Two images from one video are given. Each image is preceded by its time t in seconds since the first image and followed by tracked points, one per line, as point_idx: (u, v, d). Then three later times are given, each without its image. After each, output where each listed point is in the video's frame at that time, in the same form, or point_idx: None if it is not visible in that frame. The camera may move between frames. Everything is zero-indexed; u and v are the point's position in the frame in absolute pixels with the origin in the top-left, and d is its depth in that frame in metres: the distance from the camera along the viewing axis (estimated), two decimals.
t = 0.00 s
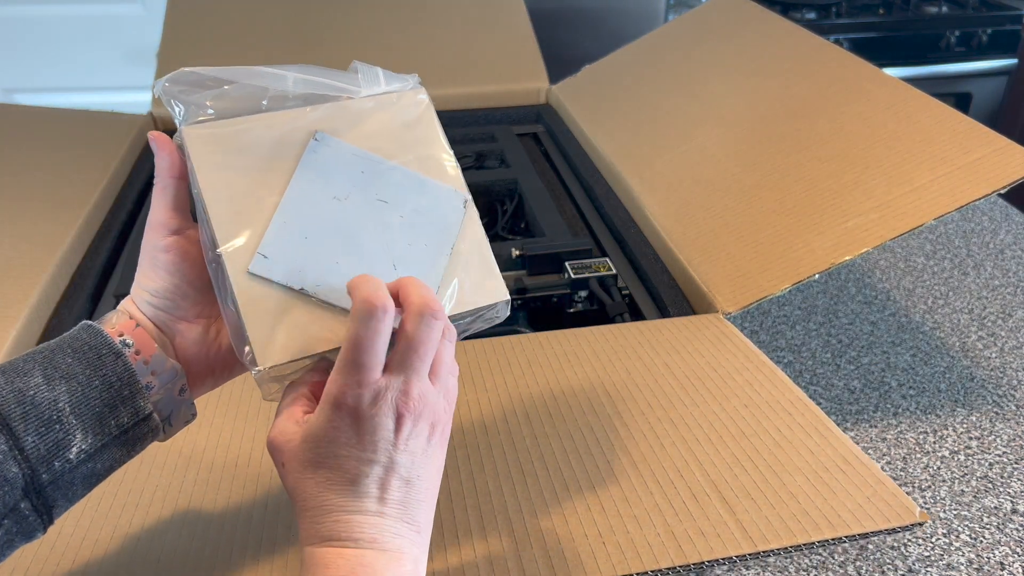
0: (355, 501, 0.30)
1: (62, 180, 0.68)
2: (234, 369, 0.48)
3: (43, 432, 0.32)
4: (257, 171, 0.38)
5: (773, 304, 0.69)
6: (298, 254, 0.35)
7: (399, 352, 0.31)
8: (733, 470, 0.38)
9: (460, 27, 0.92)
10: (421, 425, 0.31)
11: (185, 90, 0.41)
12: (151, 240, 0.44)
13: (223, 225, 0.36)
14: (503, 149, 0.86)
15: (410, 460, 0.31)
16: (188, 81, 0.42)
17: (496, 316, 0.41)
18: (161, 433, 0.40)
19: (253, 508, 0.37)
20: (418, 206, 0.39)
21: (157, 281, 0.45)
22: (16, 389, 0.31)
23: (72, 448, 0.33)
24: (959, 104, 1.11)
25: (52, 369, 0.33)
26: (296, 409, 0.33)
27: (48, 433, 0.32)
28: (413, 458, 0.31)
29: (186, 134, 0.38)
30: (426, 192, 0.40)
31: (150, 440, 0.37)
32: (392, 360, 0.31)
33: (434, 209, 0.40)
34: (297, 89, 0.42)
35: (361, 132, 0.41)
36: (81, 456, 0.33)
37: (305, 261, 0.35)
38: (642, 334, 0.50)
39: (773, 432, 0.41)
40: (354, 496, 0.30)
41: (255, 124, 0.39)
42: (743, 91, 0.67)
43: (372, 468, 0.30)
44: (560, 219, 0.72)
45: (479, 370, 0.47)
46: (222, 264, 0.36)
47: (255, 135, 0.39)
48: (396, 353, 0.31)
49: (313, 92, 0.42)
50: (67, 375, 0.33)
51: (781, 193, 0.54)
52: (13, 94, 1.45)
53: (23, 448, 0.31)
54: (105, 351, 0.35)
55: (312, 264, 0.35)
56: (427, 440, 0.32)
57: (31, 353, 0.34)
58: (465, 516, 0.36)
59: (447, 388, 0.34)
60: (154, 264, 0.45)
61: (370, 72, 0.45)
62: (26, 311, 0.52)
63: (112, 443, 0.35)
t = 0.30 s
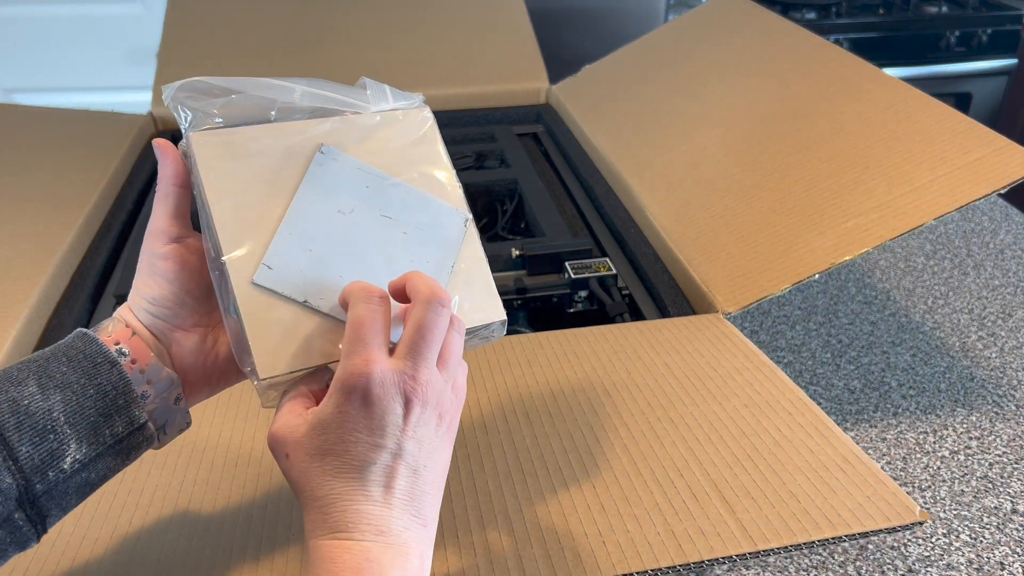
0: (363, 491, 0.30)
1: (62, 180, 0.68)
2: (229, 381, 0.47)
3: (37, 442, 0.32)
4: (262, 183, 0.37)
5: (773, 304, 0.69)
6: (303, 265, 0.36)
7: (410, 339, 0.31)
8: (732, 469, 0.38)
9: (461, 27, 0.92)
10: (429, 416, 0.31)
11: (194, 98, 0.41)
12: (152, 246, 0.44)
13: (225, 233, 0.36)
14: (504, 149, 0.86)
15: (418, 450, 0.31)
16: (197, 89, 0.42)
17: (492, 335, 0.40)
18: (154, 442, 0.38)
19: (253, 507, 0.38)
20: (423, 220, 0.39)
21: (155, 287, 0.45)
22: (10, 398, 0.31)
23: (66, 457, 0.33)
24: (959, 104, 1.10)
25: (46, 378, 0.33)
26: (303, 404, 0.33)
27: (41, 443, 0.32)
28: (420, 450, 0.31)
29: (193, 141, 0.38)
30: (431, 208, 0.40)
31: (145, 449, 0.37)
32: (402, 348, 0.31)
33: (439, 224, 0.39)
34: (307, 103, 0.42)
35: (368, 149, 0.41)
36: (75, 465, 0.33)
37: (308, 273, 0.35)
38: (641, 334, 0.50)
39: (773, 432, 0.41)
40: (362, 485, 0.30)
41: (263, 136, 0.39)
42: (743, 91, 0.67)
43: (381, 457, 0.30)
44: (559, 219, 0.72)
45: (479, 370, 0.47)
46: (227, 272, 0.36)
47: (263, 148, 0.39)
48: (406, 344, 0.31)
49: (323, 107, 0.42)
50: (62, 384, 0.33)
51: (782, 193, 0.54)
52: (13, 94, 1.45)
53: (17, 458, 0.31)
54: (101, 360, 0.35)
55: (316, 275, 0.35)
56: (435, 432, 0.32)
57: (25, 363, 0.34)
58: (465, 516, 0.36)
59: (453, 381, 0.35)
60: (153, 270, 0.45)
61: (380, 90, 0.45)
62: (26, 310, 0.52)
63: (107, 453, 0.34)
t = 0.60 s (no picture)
0: (368, 493, 0.30)
1: (62, 180, 0.68)
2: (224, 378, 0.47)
3: (27, 445, 0.32)
4: (261, 179, 0.37)
5: (773, 304, 0.69)
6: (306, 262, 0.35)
7: (417, 340, 0.31)
8: (732, 469, 0.38)
9: (461, 27, 0.92)
10: (433, 416, 0.31)
11: (187, 92, 0.40)
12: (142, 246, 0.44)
13: (227, 232, 0.35)
14: (504, 149, 0.86)
15: (423, 451, 0.31)
16: (192, 82, 0.41)
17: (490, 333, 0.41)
18: (148, 442, 0.39)
19: (252, 506, 0.38)
20: (421, 220, 0.39)
21: (146, 288, 0.44)
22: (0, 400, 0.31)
23: (58, 460, 0.33)
24: (959, 104, 1.09)
25: (37, 381, 0.33)
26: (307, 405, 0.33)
27: (31, 446, 0.32)
28: (425, 450, 0.31)
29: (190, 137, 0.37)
30: (429, 207, 0.40)
31: (138, 449, 0.37)
32: (408, 348, 0.31)
33: (437, 224, 0.40)
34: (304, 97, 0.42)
35: (369, 146, 0.41)
36: (67, 468, 0.33)
37: (311, 271, 0.35)
38: (640, 334, 0.50)
39: (773, 431, 0.41)
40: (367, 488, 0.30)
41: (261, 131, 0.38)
42: (743, 91, 0.67)
43: (386, 458, 0.30)
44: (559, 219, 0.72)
45: (479, 369, 0.47)
46: (228, 269, 0.35)
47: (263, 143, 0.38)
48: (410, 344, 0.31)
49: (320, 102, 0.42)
50: (53, 386, 0.33)
51: (782, 193, 0.54)
52: (13, 94, 1.45)
53: (7, 462, 0.31)
54: (92, 361, 0.35)
55: (320, 274, 0.35)
56: (440, 432, 0.32)
57: (16, 364, 0.34)
58: (465, 516, 0.36)
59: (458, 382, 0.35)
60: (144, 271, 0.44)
61: (376, 84, 0.45)
62: (26, 310, 0.52)
63: (100, 455, 0.34)
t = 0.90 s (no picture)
0: (368, 522, 0.29)
1: (62, 180, 0.68)
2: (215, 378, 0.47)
3: (15, 451, 0.32)
4: (255, 192, 0.34)
5: (773, 304, 0.69)
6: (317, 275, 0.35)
7: (412, 370, 0.31)
8: (732, 468, 0.38)
9: (461, 27, 0.92)
10: (435, 443, 0.30)
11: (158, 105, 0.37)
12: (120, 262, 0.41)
13: (242, 260, 0.34)
14: (504, 149, 0.86)
15: (425, 478, 0.30)
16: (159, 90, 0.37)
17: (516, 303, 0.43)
18: (139, 443, 0.39)
19: (252, 506, 0.38)
20: (431, 209, 0.37)
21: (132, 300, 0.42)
22: None
23: (47, 465, 0.33)
24: (959, 104, 1.09)
25: (24, 385, 0.33)
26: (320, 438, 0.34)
27: (19, 452, 0.32)
28: (426, 479, 0.30)
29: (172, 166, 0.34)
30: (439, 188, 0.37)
31: (129, 451, 0.37)
32: (403, 377, 0.31)
33: (447, 211, 0.38)
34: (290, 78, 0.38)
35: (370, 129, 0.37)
36: (56, 473, 0.33)
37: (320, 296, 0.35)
38: (640, 335, 0.50)
39: (774, 431, 0.41)
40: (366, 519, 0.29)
41: (244, 134, 0.35)
42: (744, 90, 0.67)
43: (383, 487, 0.30)
44: (559, 219, 0.72)
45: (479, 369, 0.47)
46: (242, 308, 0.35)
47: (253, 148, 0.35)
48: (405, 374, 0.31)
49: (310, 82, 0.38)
50: (40, 390, 0.33)
51: (782, 193, 0.54)
52: (13, 94, 1.45)
53: None
54: (80, 364, 0.35)
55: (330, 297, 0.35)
56: (444, 457, 0.31)
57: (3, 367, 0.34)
58: (465, 516, 0.36)
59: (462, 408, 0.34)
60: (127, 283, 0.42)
61: (359, 45, 0.40)
62: (26, 310, 0.52)
63: (89, 459, 0.35)
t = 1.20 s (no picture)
0: (360, 530, 0.29)
1: (62, 180, 0.68)
2: (212, 379, 0.47)
3: (15, 452, 0.32)
4: (243, 192, 0.35)
5: (773, 304, 0.69)
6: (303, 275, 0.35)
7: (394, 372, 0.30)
8: (732, 468, 0.38)
9: (461, 27, 0.92)
10: (423, 446, 0.30)
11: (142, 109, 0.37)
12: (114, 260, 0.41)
13: (231, 261, 0.35)
14: (503, 149, 0.86)
15: (416, 482, 0.30)
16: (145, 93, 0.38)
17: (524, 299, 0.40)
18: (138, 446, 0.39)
19: (252, 507, 0.38)
20: (426, 203, 0.36)
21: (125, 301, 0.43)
22: None
23: (47, 466, 0.33)
24: (959, 105, 1.08)
25: (24, 386, 0.33)
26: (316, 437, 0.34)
27: (20, 453, 0.32)
28: (417, 481, 0.30)
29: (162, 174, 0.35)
30: (430, 179, 0.37)
31: (129, 451, 0.37)
32: (387, 381, 0.30)
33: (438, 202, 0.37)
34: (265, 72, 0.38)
35: (351, 117, 0.37)
36: (56, 473, 0.33)
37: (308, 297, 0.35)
38: (640, 335, 0.50)
39: (774, 431, 0.41)
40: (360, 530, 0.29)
41: (228, 136, 0.36)
42: (744, 90, 0.67)
43: (373, 492, 0.29)
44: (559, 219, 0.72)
45: (478, 369, 0.47)
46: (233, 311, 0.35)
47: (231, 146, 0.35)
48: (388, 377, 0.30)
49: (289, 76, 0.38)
50: (40, 391, 0.33)
51: (782, 193, 0.54)
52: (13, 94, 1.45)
53: None
54: (80, 364, 0.35)
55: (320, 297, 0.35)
56: (434, 459, 0.31)
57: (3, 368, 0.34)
58: (465, 516, 0.36)
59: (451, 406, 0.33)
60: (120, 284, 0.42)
61: (335, 36, 0.40)
62: (26, 310, 0.52)
63: (90, 459, 0.35)
